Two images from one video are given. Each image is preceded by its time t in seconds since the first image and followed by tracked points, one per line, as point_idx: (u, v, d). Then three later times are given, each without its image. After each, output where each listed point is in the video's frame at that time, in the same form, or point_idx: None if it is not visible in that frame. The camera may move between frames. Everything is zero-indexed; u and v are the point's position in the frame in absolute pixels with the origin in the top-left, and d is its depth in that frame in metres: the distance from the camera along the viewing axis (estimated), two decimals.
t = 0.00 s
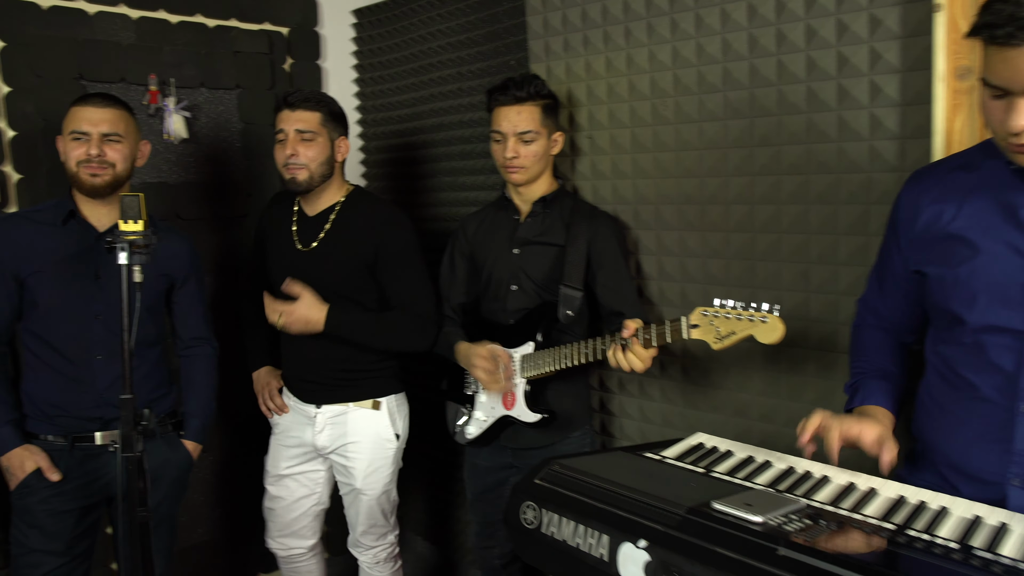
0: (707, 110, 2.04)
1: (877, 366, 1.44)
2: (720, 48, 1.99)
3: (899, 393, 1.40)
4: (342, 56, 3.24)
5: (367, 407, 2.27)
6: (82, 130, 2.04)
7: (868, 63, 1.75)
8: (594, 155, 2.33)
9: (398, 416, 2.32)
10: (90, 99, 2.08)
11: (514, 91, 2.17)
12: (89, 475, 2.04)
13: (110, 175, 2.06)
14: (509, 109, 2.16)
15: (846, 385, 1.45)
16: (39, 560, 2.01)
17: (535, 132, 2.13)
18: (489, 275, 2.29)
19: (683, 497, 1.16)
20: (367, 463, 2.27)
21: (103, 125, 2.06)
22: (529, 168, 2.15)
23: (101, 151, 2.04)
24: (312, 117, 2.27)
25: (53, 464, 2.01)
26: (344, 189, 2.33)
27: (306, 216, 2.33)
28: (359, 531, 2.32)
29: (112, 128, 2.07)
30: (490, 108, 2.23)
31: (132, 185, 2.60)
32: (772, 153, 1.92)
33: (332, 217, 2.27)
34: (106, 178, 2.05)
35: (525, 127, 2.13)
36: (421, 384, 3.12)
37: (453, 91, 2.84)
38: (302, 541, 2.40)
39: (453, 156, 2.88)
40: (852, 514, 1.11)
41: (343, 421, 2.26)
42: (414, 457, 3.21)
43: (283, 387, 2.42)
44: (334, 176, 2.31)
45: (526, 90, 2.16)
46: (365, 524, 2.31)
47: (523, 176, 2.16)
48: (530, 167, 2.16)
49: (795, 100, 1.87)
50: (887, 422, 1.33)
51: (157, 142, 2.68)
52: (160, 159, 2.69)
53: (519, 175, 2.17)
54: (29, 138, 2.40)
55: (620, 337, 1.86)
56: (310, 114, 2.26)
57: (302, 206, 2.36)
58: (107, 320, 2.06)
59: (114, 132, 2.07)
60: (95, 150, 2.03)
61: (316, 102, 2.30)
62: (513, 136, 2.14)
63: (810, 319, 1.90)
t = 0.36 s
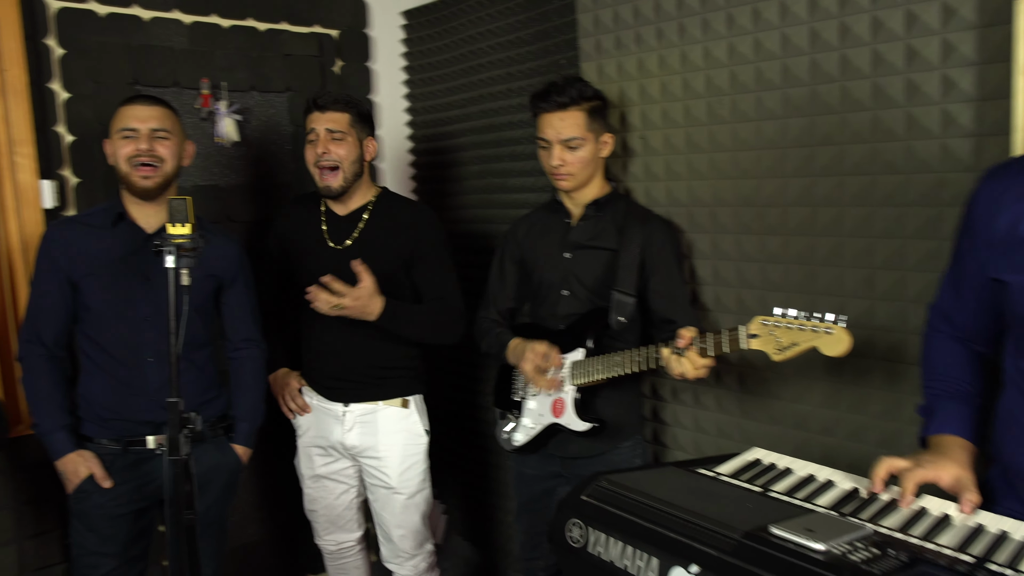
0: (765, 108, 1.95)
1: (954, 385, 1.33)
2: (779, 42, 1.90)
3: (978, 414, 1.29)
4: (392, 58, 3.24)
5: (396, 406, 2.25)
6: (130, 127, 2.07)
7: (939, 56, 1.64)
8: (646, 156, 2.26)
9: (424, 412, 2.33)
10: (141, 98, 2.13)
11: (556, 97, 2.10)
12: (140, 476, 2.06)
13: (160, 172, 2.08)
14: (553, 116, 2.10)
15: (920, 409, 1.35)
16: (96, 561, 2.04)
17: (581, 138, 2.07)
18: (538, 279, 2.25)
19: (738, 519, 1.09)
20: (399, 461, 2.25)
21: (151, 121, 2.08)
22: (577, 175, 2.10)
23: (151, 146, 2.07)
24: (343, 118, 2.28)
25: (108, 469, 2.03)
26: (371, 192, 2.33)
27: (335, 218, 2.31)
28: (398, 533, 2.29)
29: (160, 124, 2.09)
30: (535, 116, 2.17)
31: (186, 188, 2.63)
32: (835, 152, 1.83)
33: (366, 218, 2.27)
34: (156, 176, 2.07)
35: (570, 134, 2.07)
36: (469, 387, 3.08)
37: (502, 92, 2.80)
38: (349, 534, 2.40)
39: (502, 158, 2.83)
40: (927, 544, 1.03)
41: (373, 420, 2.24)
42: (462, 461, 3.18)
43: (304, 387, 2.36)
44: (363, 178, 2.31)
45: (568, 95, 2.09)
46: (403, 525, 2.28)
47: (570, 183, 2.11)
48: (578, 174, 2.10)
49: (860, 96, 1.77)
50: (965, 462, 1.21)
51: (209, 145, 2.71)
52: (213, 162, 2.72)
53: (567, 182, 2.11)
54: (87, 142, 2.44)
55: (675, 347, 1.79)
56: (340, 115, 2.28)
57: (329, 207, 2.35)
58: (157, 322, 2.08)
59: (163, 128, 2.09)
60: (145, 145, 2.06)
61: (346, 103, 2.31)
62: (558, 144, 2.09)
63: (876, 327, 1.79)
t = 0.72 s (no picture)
0: (830, 106, 1.84)
1: None
2: (846, 36, 1.79)
3: None
4: (447, 60, 3.22)
5: (432, 412, 2.23)
6: (191, 132, 2.10)
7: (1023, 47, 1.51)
8: (703, 157, 2.17)
9: (462, 418, 2.31)
10: (198, 105, 2.15)
11: (602, 95, 2.03)
12: (193, 479, 2.07)
13: (220, 176, 2.10)
14: (601, 114, 2.03)
15: (996, 423, 1.19)
16: (150, 564, 2.05)
17: (631, 134, 2.00)
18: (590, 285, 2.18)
19: (790, 555, 1.02)
20: (438, 468, 2.23)
21: (211, 126, 2.11)
22: (630, 172, 2.02)
23: (213, 151, 2.09)
24: (385, 120, 2.30)
25: (163, 475, 2.05)
26: (409, 197, 2.33)
27: (375, 220, 2.32)
28: (439, 541, 2.27)
29: (219, 129, 2.12)
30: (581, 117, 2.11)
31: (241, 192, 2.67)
32: (906, 152, 1.71)
33: (404, 222, 2.28)
34: (217, 180, 2.09)
35: (619, 130, 2.00)
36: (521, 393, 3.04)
37: (556, 92, 2.74)
38: (396, 538, 2.41)
39: (556, 160, 2.78)
40: None
41: (410, 426, 2.22)
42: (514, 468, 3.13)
43: (340, 393, 2.38)
44: (401, 181, 2.31)
45: (614, 92, 2.02)
46: (444, 533, 2.26)
47: (624, 181, 2.03)
48: (631, 172, 2.02)
49: (934, 91, 1.64)
50: None
51: (265, 149, 2.74)
52: (268, 166, 2.75)
53: (620, 182, 2.03)
54: (148, 148, 2.49)
55: (735, 359, 1.68)
56: (382, 118, 2.30)
57: (366, 210, 2.36)
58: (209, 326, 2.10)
59: (222, 133, 2.12)
60: (207, 149, 2.08)
61: (388, 108, 2.34)
62: (608, 142, 2.02)
63: (951, 341, 1.66)
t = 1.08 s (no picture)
0: (888, 105, 1.72)
1: None
2: (905, 30, 1.68)
3: None
4: (494, 62, 3.18)
5: (468, 424, 2.19)
6: (236, 142, 2.10)
7: None
8: (752, 160, 2.07)
9: (499, 432, 2.25)
10: (244, 113, 2.15)
11: (646, 104, 1.95)
12: (231, 483, 2.09)
13: (264, 184, 2.10)
14: (644, 125, 1.95)
15: None
16: (188, 565, 2.07)
17: (677, 146, 1.91)
18: (631, 293, 2.11)
19: None
20: (470, 483, 2.18)
21: (257, 137, 2.12)
22: (675, 184, 1.94)
23: (257, 163, 2.09)
24: (422, 122, 2.27)
25: (201, 477, 2.07)
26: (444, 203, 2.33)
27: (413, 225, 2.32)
28: (472, 557, 2.22)
29: (264, 140, 2.13)
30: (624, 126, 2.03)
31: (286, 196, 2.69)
32: (970, 154, 1.58)
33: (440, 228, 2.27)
34: (260, 185, 2.09)
35: (664, 142, 1.92)
36: (566, 400, 2.98)
37: (603, 93, 2.67)
38: (433, 548, 2.38)
39: (603, 163, 2.71)
40: None
41: (445, 438, 2.19)
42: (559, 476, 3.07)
43: (381, 399, 2.37)
44: (438, 185, 2.30)
45: (658, 101, 1.94)
46: (477, 549, 2.21)
47: (668, 194, 1.95)
48: (676, 184, 1.94)
49: (1002, 88, 1.52)
50: None
51: (310, 154, 2.75)
52: (313, 170, 2.76)
53: (664, 194, 1.95)
54: (195, 153, 2.53)
55: (779, 376, 1.60)
56: (421, 120, 2.28)
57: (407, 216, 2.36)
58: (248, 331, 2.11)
59: (266, 144, 2.12)
60: (251, 161, 2.08)
61: (425, 110, 2.32)
62: (651, 154, 1.94)
63: (1019, 358, 1.53)
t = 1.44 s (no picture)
0: (932, 101, 1.63)
1: None
2: (951, 21, 1.58)
3: None
4: (530, 62, 3.14)
5: (510, 439, 2.14)
6: (260, 143, 2.11)
7: None
8: (788, 159, 1.98)
9: (546, 451, 2.18)
10: (269, 116, 2.15)
11: (668, 102, 1.89)
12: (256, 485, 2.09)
13: (287, 189, 2.11)
14: (667, 123, 1.89)
15: None
16: (214, 565, 2.08)
17: (701, 143, 1.84)
18: (660, 298, 2.04)
19: None
20: (508, 500, 2.15)
21: (281, 138, 2.12)
22: (703, 184, 1.86)
23: (280, 164, 2.10)
24: (457, 120, 2.24)
25: (227, 478, 2.08)
26: (488, 200, 2.26)
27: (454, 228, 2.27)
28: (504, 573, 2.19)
29: (288, 140, 2.12)
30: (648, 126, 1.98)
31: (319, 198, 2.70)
32: (1021, 152, 1.48)
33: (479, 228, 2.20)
34: (283, 194, 2.10)
35: (687, 139, 1.85)
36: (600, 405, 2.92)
37: (638, 93, 2.61)
38: (453, 570, 2.30)
39: (638, 163, 2.64)
40: None
41: (485, 452, 2.15)
42: (592, 483, 3.01)
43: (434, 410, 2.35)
44: (478, 183, 2.25)
45: (680, 97, 1.87)
46: (510, 565, 2.18)
47: (696, 194, 1.88)
48: (704, 182, 1.86)
49: None
50: None
51: (343, 156, 2.76)
52: (346, 172, 2.77)
53: (692, 194, 1.88)
54: (229, 156, 2.56)
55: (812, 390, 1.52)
56: (455, 117, 2.25)
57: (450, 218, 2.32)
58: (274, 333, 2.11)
59: (291, 145, 2.12)
60: (274, 163, 2.09)
61: (461, 105, 2.29)
62: (676, 153, 1.87)
63: None
